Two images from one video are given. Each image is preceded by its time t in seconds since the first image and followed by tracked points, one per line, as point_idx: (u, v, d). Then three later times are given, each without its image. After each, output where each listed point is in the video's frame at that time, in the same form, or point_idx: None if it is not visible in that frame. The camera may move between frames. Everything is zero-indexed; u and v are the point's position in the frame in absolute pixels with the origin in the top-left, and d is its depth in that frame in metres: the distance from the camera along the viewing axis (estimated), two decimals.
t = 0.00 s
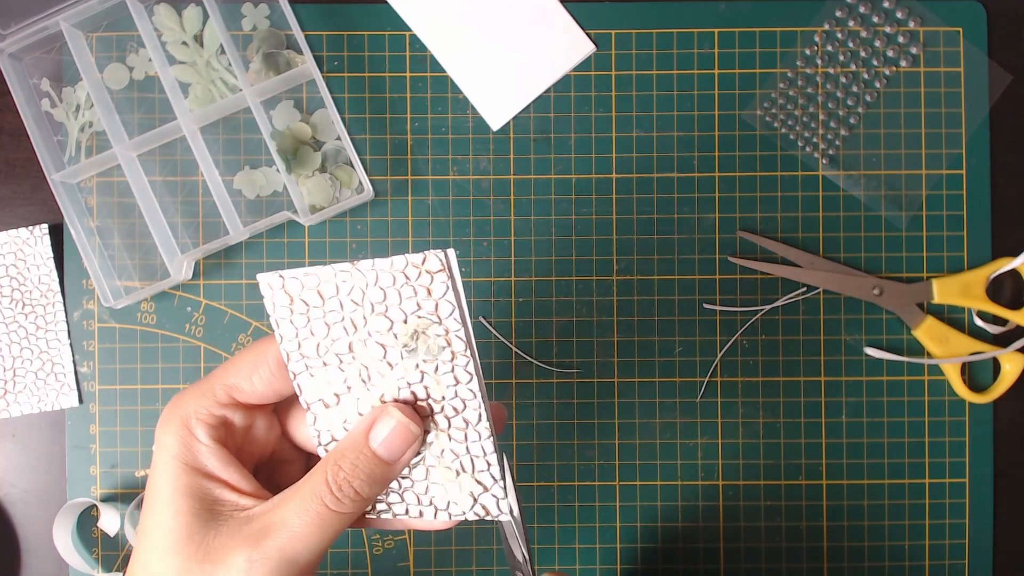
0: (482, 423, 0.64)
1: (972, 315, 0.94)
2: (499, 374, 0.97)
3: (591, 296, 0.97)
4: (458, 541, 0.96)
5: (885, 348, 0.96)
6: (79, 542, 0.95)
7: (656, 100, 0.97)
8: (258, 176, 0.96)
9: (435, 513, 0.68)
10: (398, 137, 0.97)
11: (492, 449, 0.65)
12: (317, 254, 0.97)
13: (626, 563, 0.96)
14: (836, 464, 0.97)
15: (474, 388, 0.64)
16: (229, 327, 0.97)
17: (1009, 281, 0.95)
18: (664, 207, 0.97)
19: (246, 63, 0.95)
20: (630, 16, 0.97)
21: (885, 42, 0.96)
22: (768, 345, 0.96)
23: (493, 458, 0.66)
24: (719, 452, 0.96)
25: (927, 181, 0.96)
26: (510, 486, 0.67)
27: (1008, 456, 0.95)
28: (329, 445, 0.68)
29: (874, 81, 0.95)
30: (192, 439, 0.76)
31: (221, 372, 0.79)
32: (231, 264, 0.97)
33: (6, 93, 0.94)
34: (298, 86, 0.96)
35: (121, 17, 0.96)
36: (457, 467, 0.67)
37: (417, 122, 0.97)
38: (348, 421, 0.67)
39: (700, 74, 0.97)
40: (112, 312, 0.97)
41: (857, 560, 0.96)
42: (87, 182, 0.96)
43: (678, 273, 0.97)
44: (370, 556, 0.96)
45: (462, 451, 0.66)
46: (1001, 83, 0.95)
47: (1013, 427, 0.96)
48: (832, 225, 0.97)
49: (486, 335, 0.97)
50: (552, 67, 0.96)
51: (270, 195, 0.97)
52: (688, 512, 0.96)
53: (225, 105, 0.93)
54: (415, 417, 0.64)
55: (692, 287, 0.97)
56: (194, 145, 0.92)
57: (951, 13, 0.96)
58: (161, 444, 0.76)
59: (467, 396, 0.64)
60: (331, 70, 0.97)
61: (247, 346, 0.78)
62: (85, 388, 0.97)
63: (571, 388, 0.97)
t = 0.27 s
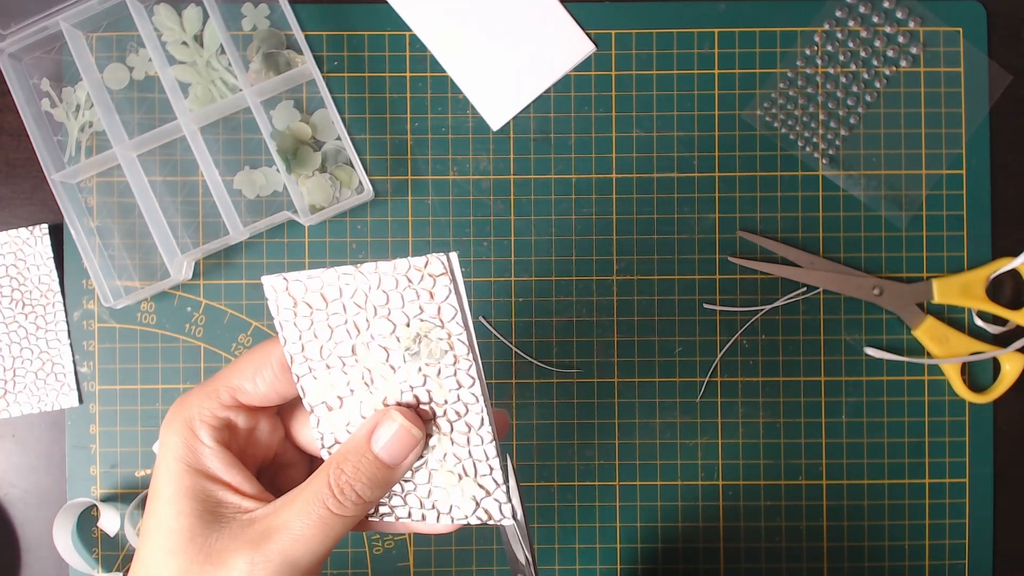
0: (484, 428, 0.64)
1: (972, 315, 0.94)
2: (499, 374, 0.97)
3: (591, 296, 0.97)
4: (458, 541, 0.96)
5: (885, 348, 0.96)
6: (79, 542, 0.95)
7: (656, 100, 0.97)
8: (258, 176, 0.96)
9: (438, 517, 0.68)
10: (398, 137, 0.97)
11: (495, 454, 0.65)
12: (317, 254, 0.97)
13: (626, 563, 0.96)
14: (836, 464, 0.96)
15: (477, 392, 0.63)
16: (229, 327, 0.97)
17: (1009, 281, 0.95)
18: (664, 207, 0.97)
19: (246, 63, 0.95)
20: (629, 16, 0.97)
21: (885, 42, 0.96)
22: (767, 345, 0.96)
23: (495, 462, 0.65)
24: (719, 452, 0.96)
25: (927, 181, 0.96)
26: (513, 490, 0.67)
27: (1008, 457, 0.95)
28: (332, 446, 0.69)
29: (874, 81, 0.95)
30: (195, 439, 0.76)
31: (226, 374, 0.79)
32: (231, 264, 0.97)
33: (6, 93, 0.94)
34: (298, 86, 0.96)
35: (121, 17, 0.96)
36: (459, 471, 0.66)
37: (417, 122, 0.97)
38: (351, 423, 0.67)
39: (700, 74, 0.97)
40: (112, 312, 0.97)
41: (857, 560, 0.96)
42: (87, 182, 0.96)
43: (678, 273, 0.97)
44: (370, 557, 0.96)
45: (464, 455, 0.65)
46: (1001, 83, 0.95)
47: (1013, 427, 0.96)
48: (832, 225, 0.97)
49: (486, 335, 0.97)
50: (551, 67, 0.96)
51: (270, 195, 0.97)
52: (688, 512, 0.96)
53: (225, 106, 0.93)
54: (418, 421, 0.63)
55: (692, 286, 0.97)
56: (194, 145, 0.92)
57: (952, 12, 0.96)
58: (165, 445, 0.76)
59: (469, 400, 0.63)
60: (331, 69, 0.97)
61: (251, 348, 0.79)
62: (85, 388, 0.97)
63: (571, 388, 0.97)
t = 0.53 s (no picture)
0: (481, 429, 0.64)
1: (972, 315, 0.94)
2: (499, 374, 0.97)
3: (591, 296, 0.97)
4: (458, 541, 0.96)
5: (885, 348, 0.96)
6: (79, 542, 0.95)
7: (656, 100, 0.97)
8: (258, 176, 0.96)
9: (435, 518, 0.68)
10: (398, 137, 0.97)
11: (492, 454, 0.64)
12: (317, 254, 0.97)
13: (626, 563, 0.96)
14: (836, 464, 0.97)
15: (474, 393, 0.63)
16: (229, 327, 0.97)
17: (1009, 281, 0.95)
18: (664, 207, 0.97)
19: (246, 63, 0.95)
20: (630, 16, 0.97)
21: (885, 42, 0.96)
22: (768, 345, 0.96)
23: (493, 463, 0.65)
24: (719, 452, 0.96)
25: (927, 181, 0.96)
26: (511, 491, 0.67)
27: (1008, 457, 0.95)
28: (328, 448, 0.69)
29: (874, 81, 0.95)
30: (189, 442, 0.76)
31: (219, 376, 0.79)
32: (231, 264, 0.97)
33: (6, 93, 0.94)
34: (298, 86, 0.96)
35: (121, 17, 0.96)
36: (456, 472, 0.66)
37: (417, 122, 0.97)
38: (347, 425, 0.67)
39: (700, 74, 0.97)
40: (112, 312, 0.97)
41: (857, 560, 0.96)
42: (87, 182, 0.96)
43: (678, 273, 0.97)
44: (370, 556, 0.96)
45: (461, 456, 0.65)
46: (1002, 83, 0.95)
47: (1013, 427, 0.96)
48: (832, 225, 0.97)
49: (486, 335, 0.97)
50: (552, 68, 0.96)
51: (270, 195, 0.97)
52: (688, 512, 0.96)
53: (225, 106, 0.93)
54: (414, 423, 0.63)
55: (692, 286, 0.97)
56: (194, 145, 0.92)
57: (952, 13, 0.96)
58: (159, 447, 0.76)
59: (467, 401, 0.63)
60: (331, 69, 0.97)
61: (244, 351, 0.78)
62: (85, 388, 0.97)
63: (571, 388, 0.97)
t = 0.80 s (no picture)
0: (480, 431, 0.64)
1: (972, 315, 0.94)
2: (499, 374, 0.97)
3: (591, 296, 0.97)
4: (458, 541, 0.96)
5: (885, 348, 0.96)
6: (79, 542, 0.95)
7: (656, 100, 0.97)
8: (258, 176, 0.96)
9: (435, 519, 0.68)
10: (398, 137, 0.97)
11: (491, 455, 0.64)
12: (317, 254, 0.97)
13: (627, 563, 0.96)
14: (836, 464, 0.97)
15: (472, 395, 0.63)
16: (229, 327, 0.97)
17: (1009, 281, 0.95)
18: (664, 207, 0.97)
19: (246, 63, 0.95)
20: (629, 16, 0.97)
21: (885, 42, 0.96)
22: (768, 345, 0.96)
23: (492, 465, 0.65)
24: (719, 452, 0.96)
25: (926, 181, 0.96)
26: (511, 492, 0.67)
27: (1008, 457, 0.95)
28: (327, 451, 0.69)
29: (874, 81, 0.95)
30: (188, 443, 0.76)
31: (218, 378, 0.79)
32: (231, 264, 0.97)
33: (6, 93, 0.94)
34: (298, 86, 0.96)
35: (121, 17, 0.96)
36: (456, 474, 0.66)
37: (417, 122, 0.97)
38: (345, 427, 0.67)
39: (700, 74, 0.97)
40: (112, 312, 0.97)
41: (857, 560, 0.96)
42: (87, 182, 0.96)
43: (678, 273, 0.97)
44: (370, 556, 0.96)
45: (461, 457, 0.65)
46: (1001, 83, 0.95)
47: (1013, 427, 0.96)
48: (832, 225, 0.97)
49: (486, 335, 0.96)
50: (552, 68, 0.96)
51: (270, 195, 0.97)
52: (688, 513, 0.96)
53: (225, 106, 0.93)
54: (413, 425, 0.63)
55: (692, 286, 0.97)
56: (194, 145, 0.92)
57: (952, 13, 0.96)
58: (158, 448, 0.76)
59: (466, 403, 0.63)
60: (331, 69, 0.97)
61: (243, 353, 0.78)
62: (85, 388, 0.97)
63: (571, 388, 0.97)
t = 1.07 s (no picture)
0: (481, 438, 0.64)
1: (972, 315, 0.94)
2: (499, 374, 0.97)
3: (591, 296, 0.97)
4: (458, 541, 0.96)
5: (885, 348, 0.96)
6: (79, 542, 0.95)
7: (656, 100, 0.97)
8: (258, 176, 0.96)
9: (435, 527, 0.69)
10: (398, 137, 0.97)
11: (491, 464, 0.64)
12: (317, 254, 0.97)
13: (627, 563, 0.96)
14: (836, 464, 0.97)
15: (473, 402, 0.63)
16: (229, 327, 0.97)
17: (1009, 281, 0.95)
18: (664, 207, 0.97)
19: (246, 63, 0.95)
20: (630, 16, 0.97)
21: (885, 42, 0.96)
22: (768, 345, 0.96)
23: (492, 473, 0.65)
24: (719, 452, 0.96)
25: (926, 181, 0.96)
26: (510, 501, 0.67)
27: (1008, 457, 0.95)
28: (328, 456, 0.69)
29: (874, 81, 0.95)
30: (186, 447, 0.76)
31: (217, 382, 0.78)
32: (231, 264, 0.97)
33: (6, 93, 0.94)
34: (298, 86, 0.96)
35: (121, 17, 0.96)
36: (456, 481, 0.66)
37: (417, 122, 0.97)
38: (345, 433, 0.67)
39: (700, 74, 0.97)
40: (112, 312, 0.97)
41: (857, 560, 0.96)
42: (87, 182, 0.96)
43: (679, 273, 0.97)
44: (370, 557, 0.96)
45: (461, 465, 0.66)
46: (1002, 83, 0.95)
47: (1013, 427, 0.96)
48: (832, 226, 0.97)
49: (486, 335, 0.96)
50: (552, 68, 0.96)
51: (270, 195, 0.97)
52: (688, 513, 0.96)
53: (225, 106, 0.93)
54: (413, 432, 0.63)
55: (692, 286, 0.97)
56: (194, 145, 0.92)
57: (952, 13, 0.96)
58: (156, 452, 0.76)
59: (467, 410, 0.63)
60: (331, 69, 0.97)
61: (242, 358, 0.78)
62: (85, 388, 0.97)
63: (571, 388, 0.97)
